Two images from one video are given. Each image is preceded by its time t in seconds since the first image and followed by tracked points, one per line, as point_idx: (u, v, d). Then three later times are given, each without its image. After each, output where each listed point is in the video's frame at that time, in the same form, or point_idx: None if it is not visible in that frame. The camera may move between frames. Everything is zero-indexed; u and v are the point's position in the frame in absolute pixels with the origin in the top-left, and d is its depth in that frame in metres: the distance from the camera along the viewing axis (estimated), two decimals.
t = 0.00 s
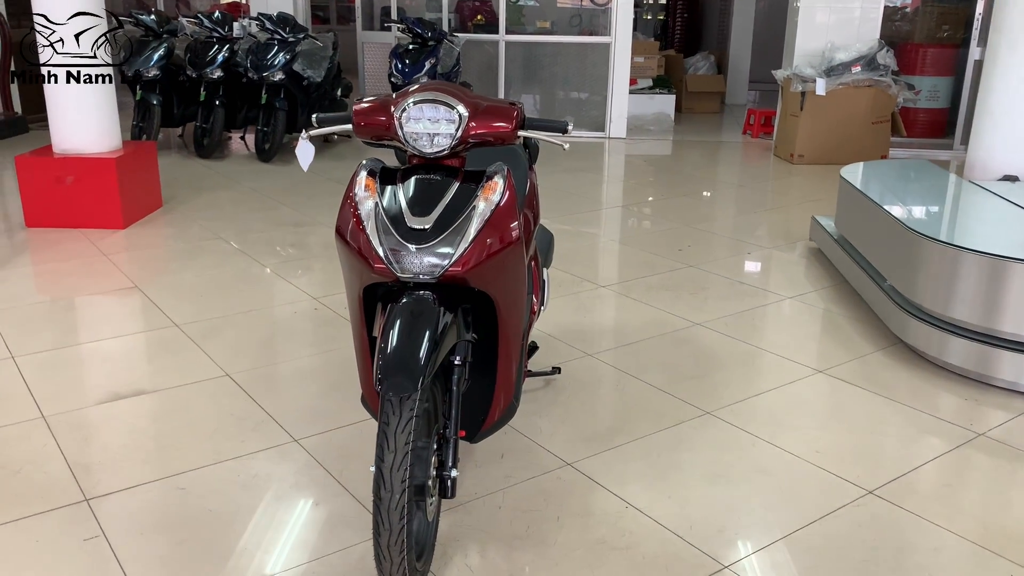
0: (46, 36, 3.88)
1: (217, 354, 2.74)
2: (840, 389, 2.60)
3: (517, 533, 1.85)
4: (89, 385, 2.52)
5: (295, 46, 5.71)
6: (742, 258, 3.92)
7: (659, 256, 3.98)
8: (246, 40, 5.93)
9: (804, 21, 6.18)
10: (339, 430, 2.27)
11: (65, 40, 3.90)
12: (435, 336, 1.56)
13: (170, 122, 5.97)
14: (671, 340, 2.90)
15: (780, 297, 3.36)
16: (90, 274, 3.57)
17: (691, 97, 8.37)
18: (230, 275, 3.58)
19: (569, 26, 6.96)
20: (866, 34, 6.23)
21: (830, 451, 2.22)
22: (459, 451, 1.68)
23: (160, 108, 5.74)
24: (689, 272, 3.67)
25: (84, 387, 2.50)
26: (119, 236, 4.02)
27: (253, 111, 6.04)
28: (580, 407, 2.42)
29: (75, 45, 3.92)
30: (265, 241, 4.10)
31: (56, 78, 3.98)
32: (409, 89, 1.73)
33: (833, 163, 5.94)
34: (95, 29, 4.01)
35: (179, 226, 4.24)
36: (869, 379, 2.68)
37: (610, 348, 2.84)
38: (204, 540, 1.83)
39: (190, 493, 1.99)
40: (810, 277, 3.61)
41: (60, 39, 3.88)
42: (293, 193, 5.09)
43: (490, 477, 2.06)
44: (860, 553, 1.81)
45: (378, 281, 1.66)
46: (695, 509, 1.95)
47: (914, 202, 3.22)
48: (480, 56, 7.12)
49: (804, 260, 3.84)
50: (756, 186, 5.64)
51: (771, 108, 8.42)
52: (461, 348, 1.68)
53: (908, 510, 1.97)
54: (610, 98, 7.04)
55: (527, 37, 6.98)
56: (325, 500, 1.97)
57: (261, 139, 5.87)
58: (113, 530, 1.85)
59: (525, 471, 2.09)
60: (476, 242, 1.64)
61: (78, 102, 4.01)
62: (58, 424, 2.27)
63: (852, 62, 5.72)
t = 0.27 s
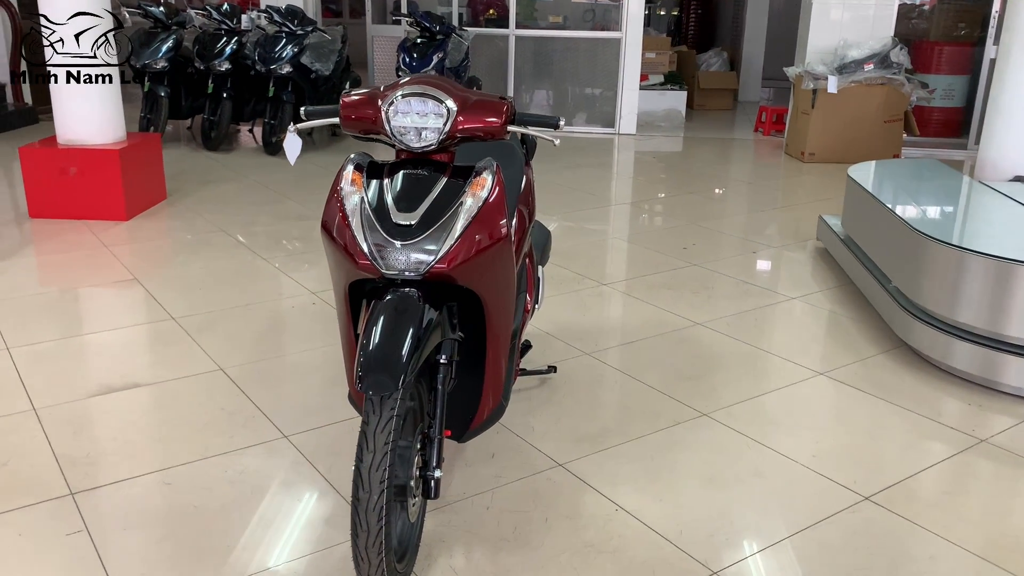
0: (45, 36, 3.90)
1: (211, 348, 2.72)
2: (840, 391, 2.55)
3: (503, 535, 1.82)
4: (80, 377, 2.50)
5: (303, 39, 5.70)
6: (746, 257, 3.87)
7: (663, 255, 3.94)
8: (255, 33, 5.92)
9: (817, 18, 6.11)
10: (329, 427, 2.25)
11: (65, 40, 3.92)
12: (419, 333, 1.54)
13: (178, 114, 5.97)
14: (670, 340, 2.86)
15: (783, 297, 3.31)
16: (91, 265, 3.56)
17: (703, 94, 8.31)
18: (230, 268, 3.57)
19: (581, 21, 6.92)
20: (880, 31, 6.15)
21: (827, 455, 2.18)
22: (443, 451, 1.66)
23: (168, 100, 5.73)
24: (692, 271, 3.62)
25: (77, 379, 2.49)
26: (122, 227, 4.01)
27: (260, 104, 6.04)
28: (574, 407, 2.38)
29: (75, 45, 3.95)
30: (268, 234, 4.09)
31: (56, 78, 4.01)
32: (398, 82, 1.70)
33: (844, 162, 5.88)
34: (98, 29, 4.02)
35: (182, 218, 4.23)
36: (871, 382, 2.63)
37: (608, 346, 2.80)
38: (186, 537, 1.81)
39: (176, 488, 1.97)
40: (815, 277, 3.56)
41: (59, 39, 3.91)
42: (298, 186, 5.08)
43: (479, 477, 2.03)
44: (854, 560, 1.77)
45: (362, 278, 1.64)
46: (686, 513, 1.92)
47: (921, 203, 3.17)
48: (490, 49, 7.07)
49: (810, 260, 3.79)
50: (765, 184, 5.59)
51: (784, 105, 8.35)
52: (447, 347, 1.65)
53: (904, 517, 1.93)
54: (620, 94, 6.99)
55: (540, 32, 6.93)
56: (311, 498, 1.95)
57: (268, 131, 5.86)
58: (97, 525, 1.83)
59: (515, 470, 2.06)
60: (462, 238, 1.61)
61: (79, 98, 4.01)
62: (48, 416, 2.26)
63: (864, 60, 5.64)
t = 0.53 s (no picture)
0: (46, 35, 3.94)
1: (210, 344, 2.71)
2: (845, 395, 2.51)
3: (494, 539, 1.79)
4: (77, 371, 2.49)
5: (313, 33, 5.72)
6: (754, 257, 3.82)
7: (669, 254, 3.90)
8: (266, 27, 5.93)
9: (833, 15, 6.04)
10: (323, 425, 2.23)
11: (65, 40, 3.94)
12: (407, 334, 1.51)
13: (188, 107, 5.97)
14: (673, 341, 2.83)
15: (789, 299, 3.26)
16: (95, 258, 3.56)
17: (717, 92, 8.24)
18: (234, 263, 3.56)
19: (595, 17, 6.85)
20: (896, 29, 6.09)
21: (828, 461, 2.14)
22: (433, 452, 1.63)
23: (178, 93, 5.73)
24: (699, 271, 3.58)
25: (74, 373, 2.48)
26: (127, 220, 4.01)
27: (271, 98, 6.05)
28: (573, 408, 2.35)
29: (75, 45, 3.94)
30: (273, 229, 4.07)
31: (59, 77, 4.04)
32: (391, 78, 1.67)
33: (857, 162, 5.81)
34: (103, 30, 3.99)
35: (189, 212, 4.22)
36: (876, 386, 2.59)
37: (610, 347, 2.76)
38: (175, 535, 1.79)
39: (167, 485, 1.95)
40: (823, 279, 3.51)
41: (59, 39, 3.93)
42: (306, 181, 5.07)
43: (472, 479, 2.00)
44: (850, 570, 1.73)
45: (352, 276, 1.61)
46: (681, 518, 1.89)
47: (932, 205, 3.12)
48: (502, 45, 7.04)
49: (818, 262, 3.74)
50: (776, 184, 5.53)
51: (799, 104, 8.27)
52: (438, 347, 1.62)
53: (904, 526, 1.89)
54: (632, 92, 6.94)
55: (555, 28, 6.88)
56: (303, 497, 1.93)
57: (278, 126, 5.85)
58: (85, 521, 1.82)
59: (509, 472, 2.03)
60: (453, 237, 1.58)
61: (81, 93, 4.02)
62: (43, 409, 2.25)
63: (879, 59, 5.60)
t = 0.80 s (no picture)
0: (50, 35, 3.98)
1: (213, 344, 2.70)
2: (852, 400, 2.47)
3: (492, 544, 1.77)
4: (79, 371, 2.48)
5: (324, 32, 5.72)
6: (763, 258, 3.78)
7: (677, 256, 3.86)
8: (276, 27, 5.93)
9: (848, 14, 5.98)
10: (323, 428, 2.21)
11: (66, 39, 3.96)
12: (404, 337, 1.49)
13: (199, 106, 5.97)
14: (679, 344, 2.80)
15: (797, 301, 3.22)
16: (102, 257, 3.56)
17: (729, 92, 8.18)
18: (240, 262, 3.55)
19: (608, 16, 6.83)
20: (910, 29, 6.02)
21: (833, 468, 2.10)
22: (430, 458, 1.61)
23: (189, 92, 5.73)
24: (707, 273, 3.55)
25: (76, 372, 2.47)
26: (135, 219, 4.02)
27: (280, 98, 6.05)
28: (576, 412, 2.33)
29: (75, 45, 3.96)
30: (280, 228, 4.07)
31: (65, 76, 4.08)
32: (390, 78, 1.65)
33: (870, 163, 5.76)
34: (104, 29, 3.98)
35: (196, 211, 4.23)
36: (885, 391, 2.55)
37: (616, 350, 2.73)
38: (171, 538, 1.78)
39: (164, 487, 1.94)
40: (833, 282, 3.47)
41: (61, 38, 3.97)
42: (315, 181, 5.06)
43: (472, 483, 1.98)
44: None
45: (350, 279, 1.60)
46: (683, 525, 1.86)
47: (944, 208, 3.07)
48: (513, 44, 7.01)
49: (828, 264, 3.70)
50: (788, 185, 5.49)
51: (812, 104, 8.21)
52: (436, 351, 1.60)
53: (910, 535, 1.86)
54: (643, 92, 6.91)
55: (569, 28, 6.86)
56: (301, 501, 1.92)
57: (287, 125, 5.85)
58: (82, 523, 1.81)
59: (509, 477, 2.01)
60: (451, 239, 1.56)
61: (83, 94, 4.02)
62: (44, 410, 2.25)
63: (893, 59, 5.53)
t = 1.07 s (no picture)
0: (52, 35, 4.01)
1: (215, 348, 2.70)
2: (856, 406, 2.45)
3: (490, 552, 1.76)
4: (81, 375, 2.49)
5: (331, 35, 5.73)
6: (769, 262, 3.76)
7: (683, 260, 3.84)
8: (284, 30, 5.94)
9: (857, 17, 5.94)
10: (322, 434, 2.20)
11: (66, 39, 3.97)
12: (398, 344, 1.48)
13: (207, 109, 5.99)
14: (683, 349, 2.78)
15: (803, 306, 3.20)
16: (107, 260, 3.57)
17: (738, 95, 8.14)
18: (244, 266, 3.55)
19: (617, 19, 6.82)
20: (920, 32, 5.99)
21: (836, 476, 2.08)
22: (425, 466, 1.60)
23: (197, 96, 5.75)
24: (712, 277, 3.52)
25: (77, 376, 2.47)
26: (141, 223, 4.03)
27: (288, 101, 6.06)
28: (577, 418, 2.31)
29: (75, 44, 3.97)
30: (285, 232, 4.07)
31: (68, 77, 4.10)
32: (387, 84, 1.64)
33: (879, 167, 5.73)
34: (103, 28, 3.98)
35: (202, 214, 4.23)
36: (890, 397, 2.53)
37: (619, 355, 2.72)
38: (168, 544, 1.77)
39: (162, 493, 1.94)
40: (839, 286, 3.45)
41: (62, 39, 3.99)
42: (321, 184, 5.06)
43: (471, 490, 1.97)
44: None
45: (345, 285, 1.59)
46: (683, 534, 1.84)
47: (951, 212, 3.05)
48: (521, 48, 7.01)
49: (834, 268, 3.67)
50: (796, 189, 5.45)
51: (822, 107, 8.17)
52: (431, 358, 1.59)
53: (913, 544, 1.83)
54: (651, 95, 6.89)
55: (578, 31, 6.85)
56: (299, 507, 1.91)
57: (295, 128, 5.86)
58: (79, 528, 1.81)
59: (508, 484, 2.00)
60: (447, 245, 1.55)
61: (84, 95, 4.04)
62: (44, 414, 2.25)
63: (902, 62, 5.51)
